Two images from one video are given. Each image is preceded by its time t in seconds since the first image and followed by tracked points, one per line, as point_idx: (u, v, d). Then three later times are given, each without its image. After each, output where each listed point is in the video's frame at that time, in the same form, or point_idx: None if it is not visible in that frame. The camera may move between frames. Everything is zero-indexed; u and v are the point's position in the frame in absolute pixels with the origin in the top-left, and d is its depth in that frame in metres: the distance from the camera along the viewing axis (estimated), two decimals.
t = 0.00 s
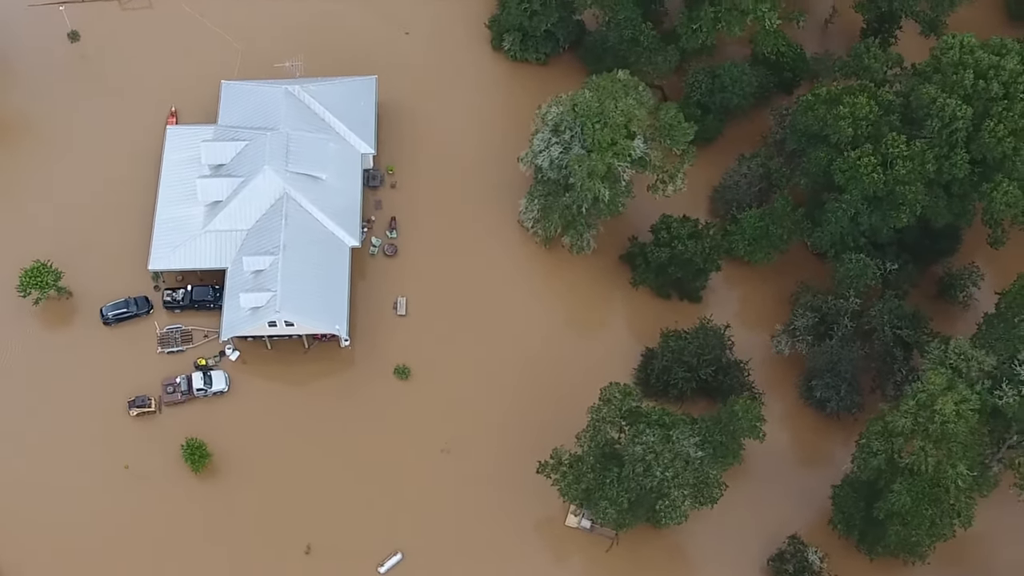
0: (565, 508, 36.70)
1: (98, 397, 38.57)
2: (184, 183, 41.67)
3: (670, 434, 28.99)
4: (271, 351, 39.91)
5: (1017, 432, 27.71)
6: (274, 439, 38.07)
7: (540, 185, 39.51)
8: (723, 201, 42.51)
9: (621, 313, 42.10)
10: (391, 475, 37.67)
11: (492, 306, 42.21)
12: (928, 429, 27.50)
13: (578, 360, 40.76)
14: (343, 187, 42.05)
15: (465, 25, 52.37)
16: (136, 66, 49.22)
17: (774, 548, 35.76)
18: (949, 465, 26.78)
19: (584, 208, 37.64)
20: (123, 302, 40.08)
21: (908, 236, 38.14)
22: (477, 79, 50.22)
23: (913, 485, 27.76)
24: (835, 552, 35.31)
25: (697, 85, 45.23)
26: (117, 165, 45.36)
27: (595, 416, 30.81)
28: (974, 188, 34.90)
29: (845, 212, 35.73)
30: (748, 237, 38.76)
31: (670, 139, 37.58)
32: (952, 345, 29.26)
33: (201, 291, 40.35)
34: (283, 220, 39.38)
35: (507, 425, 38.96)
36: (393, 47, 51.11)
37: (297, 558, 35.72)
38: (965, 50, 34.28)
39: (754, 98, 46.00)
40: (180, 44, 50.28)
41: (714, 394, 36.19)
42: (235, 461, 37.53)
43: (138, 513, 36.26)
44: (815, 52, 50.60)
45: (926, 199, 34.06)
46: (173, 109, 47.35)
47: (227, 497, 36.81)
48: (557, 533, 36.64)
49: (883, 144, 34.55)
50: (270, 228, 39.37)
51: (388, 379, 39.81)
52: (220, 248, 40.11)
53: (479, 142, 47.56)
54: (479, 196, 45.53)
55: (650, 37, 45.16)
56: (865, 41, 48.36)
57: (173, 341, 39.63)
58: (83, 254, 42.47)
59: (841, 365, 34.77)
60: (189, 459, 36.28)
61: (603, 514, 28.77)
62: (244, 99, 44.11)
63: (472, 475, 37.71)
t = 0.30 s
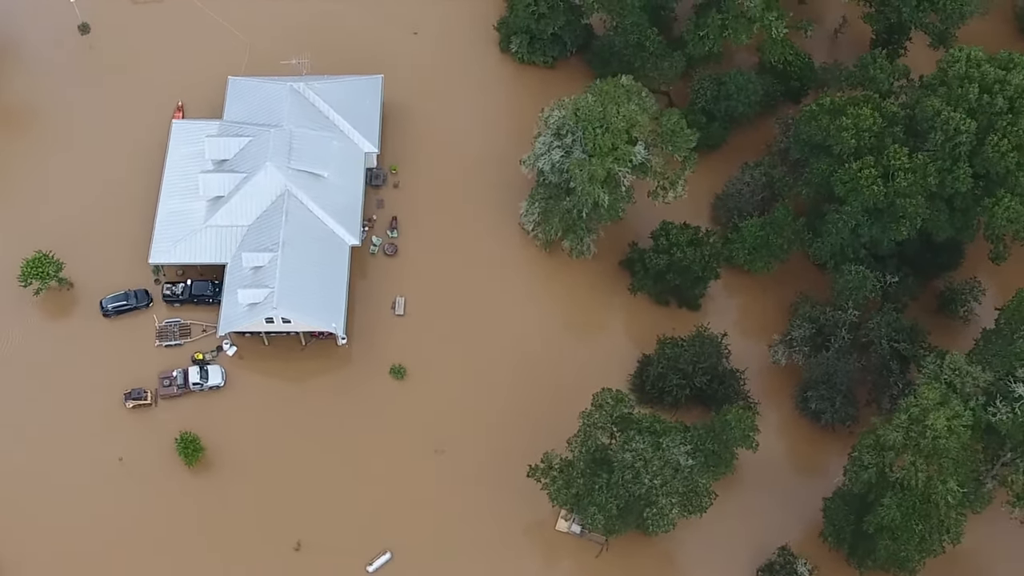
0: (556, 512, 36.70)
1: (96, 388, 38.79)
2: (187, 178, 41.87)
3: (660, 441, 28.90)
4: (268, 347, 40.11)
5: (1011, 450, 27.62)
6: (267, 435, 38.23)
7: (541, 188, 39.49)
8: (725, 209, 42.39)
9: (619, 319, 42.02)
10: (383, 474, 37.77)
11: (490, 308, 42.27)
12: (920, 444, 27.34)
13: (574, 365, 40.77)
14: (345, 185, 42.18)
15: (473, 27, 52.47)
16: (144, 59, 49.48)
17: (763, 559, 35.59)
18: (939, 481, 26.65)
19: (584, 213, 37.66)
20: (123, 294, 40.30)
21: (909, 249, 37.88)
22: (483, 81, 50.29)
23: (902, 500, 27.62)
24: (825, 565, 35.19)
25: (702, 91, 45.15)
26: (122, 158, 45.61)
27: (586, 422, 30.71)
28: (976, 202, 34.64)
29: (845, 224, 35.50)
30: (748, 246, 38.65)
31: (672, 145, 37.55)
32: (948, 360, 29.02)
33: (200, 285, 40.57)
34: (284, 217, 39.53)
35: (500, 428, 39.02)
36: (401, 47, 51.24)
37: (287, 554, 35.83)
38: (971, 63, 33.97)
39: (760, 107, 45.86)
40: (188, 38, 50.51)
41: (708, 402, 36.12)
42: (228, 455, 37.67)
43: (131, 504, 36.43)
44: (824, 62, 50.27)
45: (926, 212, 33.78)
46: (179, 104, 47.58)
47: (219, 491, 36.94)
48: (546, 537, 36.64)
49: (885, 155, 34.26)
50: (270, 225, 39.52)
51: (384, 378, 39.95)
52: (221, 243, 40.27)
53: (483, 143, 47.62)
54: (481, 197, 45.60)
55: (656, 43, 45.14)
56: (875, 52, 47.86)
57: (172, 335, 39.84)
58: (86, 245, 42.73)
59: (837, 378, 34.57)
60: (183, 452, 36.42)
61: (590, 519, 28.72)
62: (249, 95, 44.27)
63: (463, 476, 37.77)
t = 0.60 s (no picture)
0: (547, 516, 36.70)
1: (94, 379, 39.01)
2: (191, 172, 42.09)
3: (650, 449, 28.82)
4: (266, 343, 40.26)
5: (1005, 467, 27.32)
6: (262, 431, 38.34)
7: (543, 191, 39.47)
8: (728, 218, 42.24)
9: (618, 324, 41.94)
10: (376, 473, 37.85)
11: (489, 311, 42.27)
12: (911, 459, 27.16)
13: (571, 369, 40.72)
14: (348, 183, 42.31)
15: (482, 28, 52.49)
16: (154, 52, 49.72)
17: (753, 569, 35.41)
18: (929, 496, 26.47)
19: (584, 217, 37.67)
20: (123, 286, 40.51)
21: (911, 262, 37.61)
22: (489, 82, 50.31)
23: (893, 514, 27.45)
24: None
25: (709, 98, 45.00)
26: (128, 150, 45.85)
27: (578, 428, 30.65)
28: (979, 216, 34.37)
29: (845, 235, 35.27)
30: (749, 255, 38.45)
31: (674, 152, 37.45)
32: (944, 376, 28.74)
33: (201, 279, 40.76)
34: (285, 213, 39.65)
35: (494, 430, 39.02)
36: (409, 47, 51.33)
37: (277, 550, 35.94)
38: (978, 77, 33.66)
39: (766, 115, 45.65)
40: (198, 33, 50.72)
41: (703, 410, 36.05)
42: (223, 450, 37.81)
43: (124, 495, 36.60)
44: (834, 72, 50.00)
45: (928, 226, 33.51)
46: (187, 98, 47.79)
47: (212, 485, 37.09)
48: (537, 541, 36.65)
49: (887, 168, 34.00)
50: (272, 221, 39.69)
51: (380, 378, 40.03)
52: (222, 237, 40.44)
53: (488, 145, 47.65)
54: (483, 199, 45.60)
55: (663, 49, 45.03)
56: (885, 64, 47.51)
57: (171, 328, 40.02)
58: (89, 237, 42.97)
59: (833, 390, 34.35)
60: (177, 445, 36.59)
61: (578, 524, 28.67)
62: (256, 90, 44.45)
63: (456, 477, 37.80)
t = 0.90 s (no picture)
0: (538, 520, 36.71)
1: (93, 369, 39.24)
2: (197, 166, 42.32)
3: (641, 456, 28.74)
4: (266, 339, 40.42)
5: (999, 486, 26.97)
6: (259, 426, 38.48)
7: (546, 195, 39.43)
8: (732, 226, 42.09)
9: (617, 330, 41.84)
10: (370, 472, 37.90)
11: (489, 313, 42.26)
12: (903, 475, 26.97)
13: (568, 373, 40.68)
14: (352, 181, 42.43)
15: (493, 30, 52.54)
16: (165, 46, 49.97)
17: None
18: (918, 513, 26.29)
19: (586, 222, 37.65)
20: (126, 278, 40.78)
21: (915, 276, 37.31)
22: (498, 84, 50.35)
23: (883, 529, 27.25)
24: None
25: (716, 105, 44.90)
26: (136, 143, 46.10)
27: (570, 433, 30.58)
28: (983, 232, 34.08)
29: (847, 247, 35.05)
30: (751, 265, 38.25)
31: (677, 159, 37.32)
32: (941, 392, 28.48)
33: (203, 273, 40.97)
34: (287, 209, 39.81)
35: (489, 432, 39.01)
36: (419, 47, 51.41)
37: (269, 545, 36.03)
38: (987, 93, 33.37)
39: (774, 125, 45.45)
40: (210, 27, 50.97)
41: (699, 419, 35.96)
42: (218, 443, 37.97)
43: (119, 486, 36.78)
44: (844, 83, 49.81)
45: (930, 240, 33.22)
46: (196, 93, 48.01)
47: (207, 479, 37.23)
48: (528, 545, 36.67)
49: (891, 181, 33.75)
50: (274, 217, 39.84)
51: (378, 376, 40.11)
52: (225, 232, 40.63)
53: (494, 147, 47.68)
54: (487, 201, 45.60)
55: (672, 55, 45.00)
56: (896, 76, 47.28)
57: (172, 321, 40.24)
58: (94, 227, 43.22)
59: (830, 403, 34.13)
60: (174, 438, 36.78)
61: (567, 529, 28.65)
62: (264, 86, 44.63)
63: (449, 478, 37.84)
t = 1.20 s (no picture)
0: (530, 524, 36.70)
1: (94, 359, 39.54)
2: (204, 159, 42.55)
3: (632, 463, 28.63)
4: (266, 334, 40.61)
5: (994, 504, 26.92)
6: (256, 420, 38.64)
7: (550, 198, 39.41)
8: (735, 235, 41.97)
9: (617, 336, 41.79)
10: (364, 470, 37.99)
11: (490, 314, 42.28)
12: (894, 490, 26.82)
13: (565, 378, 40.64)
14: (357, 179, 42.54)
15: (504, 32, 52.58)
16: (178, 40, 50.28)
17: None
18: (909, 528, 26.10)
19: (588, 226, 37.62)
20: (130, 269, 41.08)
21: (917, 291, 37.01)
22: (507, 87, 50.38)
23: (872, 544, 27.09)
24: None
25: (724, 113, 44.77)
26: (145, 135, 46.41)
27: (562, 438, 30.48)
28: (986, 248, 33.85)
29: (848, 260, 34.80)
30: (753, 274, 38.05)
31: (681, 166, 37.08)
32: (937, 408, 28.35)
33: (206, 267, 41.22)
34: (291, 206, 39.99)
35: (485, 434, 39.03)
36: (430, 47, 51.52)
37: (260, 540, 36.18)
38: (995, 108, 33.04)
39: (782, 134, 45.28)
40: (223, 22, 51.23)
41: (694, 427, 35.88)
42: (214, 437, 38.15)
43: (115, 475, 37.04)
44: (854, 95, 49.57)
45: (932, 255, 32.97)
46: (206, 87, 48.26)
47: (202, 471, 37.43)
48: (519, 548, 36.66)
49: (894, 194, 33.51)
50: (278, 213, 40.01)
51: (376, 375, 40.20)
52: (228, 226, 40.83)
53: (501, 149, 47.70)
54: (492, 203, 45.61)
55: (681, 62, 44.90)
56: (907, 88, 46.97)
57: (173, 313, 40.49)
58: (100, 218, 43.53)
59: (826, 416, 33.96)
60: (170, 430, 37.00)
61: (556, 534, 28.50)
62: (273, 82, 44.83)
63: (442, 479, 37.87)
